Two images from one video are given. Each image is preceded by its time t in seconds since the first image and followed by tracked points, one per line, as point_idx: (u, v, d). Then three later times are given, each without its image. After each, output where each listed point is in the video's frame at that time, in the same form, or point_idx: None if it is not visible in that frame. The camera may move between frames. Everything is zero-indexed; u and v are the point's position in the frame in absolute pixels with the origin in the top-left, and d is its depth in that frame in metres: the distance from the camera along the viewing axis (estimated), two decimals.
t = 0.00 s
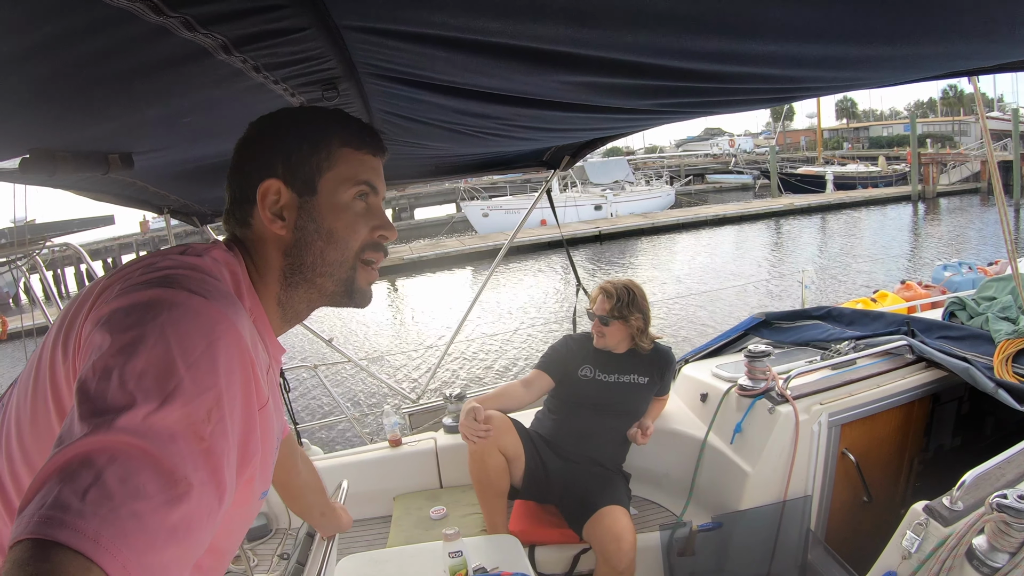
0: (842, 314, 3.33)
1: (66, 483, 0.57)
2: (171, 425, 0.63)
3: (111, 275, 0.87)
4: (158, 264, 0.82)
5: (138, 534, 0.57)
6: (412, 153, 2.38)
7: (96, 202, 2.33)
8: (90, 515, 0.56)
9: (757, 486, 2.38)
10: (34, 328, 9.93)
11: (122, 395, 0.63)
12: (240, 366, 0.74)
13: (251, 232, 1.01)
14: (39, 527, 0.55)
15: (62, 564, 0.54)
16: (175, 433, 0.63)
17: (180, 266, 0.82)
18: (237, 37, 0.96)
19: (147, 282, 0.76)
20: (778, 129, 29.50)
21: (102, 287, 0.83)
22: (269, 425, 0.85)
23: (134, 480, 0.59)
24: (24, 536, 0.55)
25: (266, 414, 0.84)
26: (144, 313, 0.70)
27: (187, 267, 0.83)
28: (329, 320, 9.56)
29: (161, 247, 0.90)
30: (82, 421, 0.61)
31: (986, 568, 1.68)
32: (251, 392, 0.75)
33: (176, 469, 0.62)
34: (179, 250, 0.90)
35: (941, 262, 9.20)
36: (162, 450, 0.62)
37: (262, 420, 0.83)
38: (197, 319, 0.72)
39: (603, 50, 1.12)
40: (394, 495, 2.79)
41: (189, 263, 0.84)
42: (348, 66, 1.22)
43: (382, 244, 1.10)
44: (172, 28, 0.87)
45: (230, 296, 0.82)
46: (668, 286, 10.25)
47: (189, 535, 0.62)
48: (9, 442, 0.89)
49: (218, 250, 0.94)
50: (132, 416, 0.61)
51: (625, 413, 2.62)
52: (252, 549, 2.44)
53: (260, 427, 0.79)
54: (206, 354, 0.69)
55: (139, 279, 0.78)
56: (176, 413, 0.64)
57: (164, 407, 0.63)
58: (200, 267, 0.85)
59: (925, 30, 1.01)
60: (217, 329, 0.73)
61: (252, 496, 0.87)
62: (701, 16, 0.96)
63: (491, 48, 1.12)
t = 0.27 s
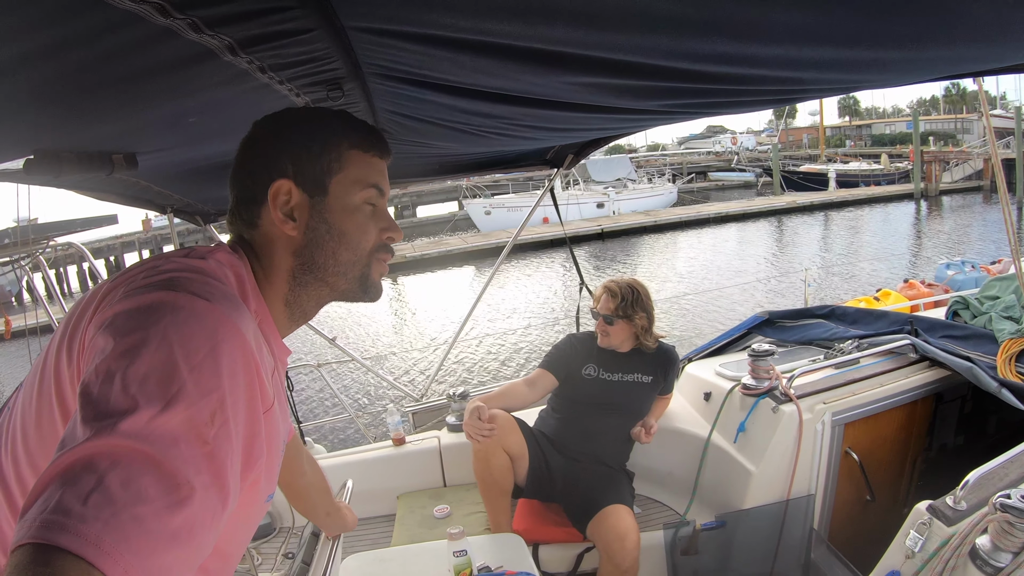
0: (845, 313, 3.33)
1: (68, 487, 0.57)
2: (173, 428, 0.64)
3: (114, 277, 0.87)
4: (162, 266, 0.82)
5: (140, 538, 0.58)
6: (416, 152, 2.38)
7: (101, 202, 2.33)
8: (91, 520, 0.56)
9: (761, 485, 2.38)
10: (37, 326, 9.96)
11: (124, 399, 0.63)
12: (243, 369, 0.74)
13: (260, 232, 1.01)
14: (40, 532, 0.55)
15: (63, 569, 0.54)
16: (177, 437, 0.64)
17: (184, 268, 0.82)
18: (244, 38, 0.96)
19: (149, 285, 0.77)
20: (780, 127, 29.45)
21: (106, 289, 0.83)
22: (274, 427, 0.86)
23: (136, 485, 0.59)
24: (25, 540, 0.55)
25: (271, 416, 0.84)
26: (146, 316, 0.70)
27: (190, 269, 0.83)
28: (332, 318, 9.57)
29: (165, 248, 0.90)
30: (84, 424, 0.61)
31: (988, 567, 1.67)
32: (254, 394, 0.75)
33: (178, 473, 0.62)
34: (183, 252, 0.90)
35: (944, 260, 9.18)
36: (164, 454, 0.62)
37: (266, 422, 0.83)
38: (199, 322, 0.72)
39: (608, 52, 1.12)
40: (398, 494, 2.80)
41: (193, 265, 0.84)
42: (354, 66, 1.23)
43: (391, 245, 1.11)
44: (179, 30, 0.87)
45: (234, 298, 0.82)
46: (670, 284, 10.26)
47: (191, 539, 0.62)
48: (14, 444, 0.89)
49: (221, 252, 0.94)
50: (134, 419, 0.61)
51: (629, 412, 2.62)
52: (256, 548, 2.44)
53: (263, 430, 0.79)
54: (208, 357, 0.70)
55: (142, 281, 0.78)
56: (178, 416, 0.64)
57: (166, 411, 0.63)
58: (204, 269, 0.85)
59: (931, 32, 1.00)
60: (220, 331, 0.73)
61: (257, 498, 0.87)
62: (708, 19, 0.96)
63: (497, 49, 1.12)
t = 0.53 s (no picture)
0: (847, 309, 3.33)
1: (72, 480, 0.57)
2: (178, 422, 0.64)
3: (119, 272, 0.87)
4: (167, 262, 0.82)
5: (143, 531, 0.58)
6: (418, 149, 2.39)
7: (103, 199, 2.34)
8: (95, 513, 0.56)
9: (763, 481, 2.38)
10: (39, 325, 9.97)
11: (129, 392, 0.63)
12: (248, 364, 0.75)
13: (305, 236, 0.97)
14: (45, 524, 0.55)
15: (67, 562, 0.54)
16: (181, 431, 0.64)
17: (190, 263, 0.83)
18: (250, 32, 0.97)
19: (155, 280, 0.77)
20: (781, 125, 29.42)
21: (112, 284, 0.84)
22: (278, 423, 0.86)
23: (140, 478, 0.59)
24: (30, 532, 0.55)
25: (275, 412, 0.84)
26: (152, 310, 0.70)
27: (196, 265, 0.83)
28: (333, 316, 9.57)
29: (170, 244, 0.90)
30: (89, 418, 0.61)
31: (990, 562, 1.68)
32: (259, 390, 0.76)
33: (181, 467, 0.62)
34: (190, 247, 0.90)
35: (944, 257, 9.18)
36: (168, 448, 0.62)
37: (271, 418, 0.83)
38: (205, 317, 0.72)
39: (612, 46, 1.12)
40: (401, 491, 2.80)
41: (199, 260, 0.84)
42: (359, 61, 1.23)
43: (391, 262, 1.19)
44: (186, 23, 0.87)
45: (239, 293, 0.82)
46: (671, 282, 10.26)
47: (194, 534, 0.62)
48: (19, 437, 0.90)
49: (228, 248, 0.92)
50: (139, 413, 0.61)
51: (631, 408, 2.62)
52: (258, 545, 2.45)
53: (268, 426, 0.79)
54: (214, 352, 0.70)
55: (148, 276, 0.79)
56: (183, 411, 0.65)
57: (171, 405, 0.64)
58: (209, 263, 0.86)
59: (934, 26, 1.01)
60: (225, 327, 0.73)
61: (260, 495, 0.87)
62: (712, 12, 0.96)
63: (501, 43, 1.12)
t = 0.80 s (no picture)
0: (847, 308, 3.33)
1: (67, 483, 0.57)
2: (173, 424, 0.64)
3: (114, 273, 0.87)
4: (161, 263, 0.82)
5: (139, 534, 0.57)
6: (418, 148, 2.38)
7: (102, 199, 2.33)
8: (90, 516, 0.55)
9: (764, 480, 2.38)
10: (38, 325, 9.96)
11: (124, 395, 0.63)
12: (244, 366, 0.74)
13: (300, 238, 0.97)
14: (39, 528, 0.55)
15: (62, 566, 0.54)
16: (177, 433, 0.64)
17: (185, 264, 0.82)
18: (250, 31, 0.96)
19: (149, 281, 0.77)
20: (781, 124, 29.40)
21: (106, 285, 0.83)
22: (275, 424, 0.85)
23: (135, 480, 0.59)
24: (24, 536, 0.55)
25: (272, 413, 0.84)
26: (147, 312, 0.70)
27: (190, 266, 0.83)
28: (333, 316, 9.57)
29: (166, 245, 0.89)
30: (84, 420, 0.61)
31: (992, 561, 1.68)
32: (255, 391, 0.75)
33: (177, 470, 0.62)
34: (184, 249, 0.89)
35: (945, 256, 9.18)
36: (164, 450, 0.62)
37: (268, 419, 0.83)
38: (200, 318, 0.72)
39: (615, 45, 1.12)
40: (402, 490, 2.80)
41: (194, 261, 0.84)
42: (359, 60, 1.23)
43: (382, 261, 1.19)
44: (186, 23, 0.86)
45: (235, 295, 0.82)
46: (671, 280, 10.26)
47: (190, 536, 0.62)
48: (14, 440, 0.89)
49: (222, 250, 0.92)
50: (134, 415, 0.61)
51: (632, 408, 2.62)
52: (259, 545, 2.45)
53: (264, 427, 0.79)
54: (209, 354, 0.70)
55: (142, 278, 0.78)
56: (178, 412, 0.64)
57: (166, 406, 0.63)
58: (205, 264, 0.85)
59: (938, 26, 1.01)
60: (221, 328, 0.73)
61: (258, 497, 0.87)
62: (714, 11, 0.96)
63: (502, 42, 1.12)
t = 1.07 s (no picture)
0: (848, 307, 3.32)
1: (68, 483, 0.57)
2: (174, 424, 0.64)
3: (114, 273, 0.87)
4: (162, 262, 0.82)
5: (140, 533, 0.57)
6: (419, 148, 2.38)
7: (103, 199, 2.33)
8: (92, 516, 0.55)
9: (765, 479, 2.38)
10: (39, 325, 9.97)
11: (125, 394, 0.63)
12: (245, 364, 0.74)
13: (298, 237, 0.97)
14: (41, 527, 0.55)
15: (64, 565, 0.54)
16: (178, 432, 0.64)
17: (186, 263, 0.82)
18: (250, 31, 0.96)
19: (150, 280, 0.76)
20: (782, 122, 29.37)
21: (107, 285, 0.83)
22: (277, 423, 0.85)
23: (137, 479, 0.59)
24: (26, 536, 0.55)
25: (273, 412, 0.84)
26: (147, 311, 0.70)
27: (191, 265, 0.82)
28: (334, 315, 9.57)
29: (167, 245, 0.89)
30: (84, 420, 0.61)
31: (993, 561, 1.68)
32: (256, 389, 0.75)
33: (178, 469, 0.62)
34: (184, 248, 0.89)
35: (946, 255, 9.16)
36: (165, 449, 0.62)
37: (269, 418, 0.83)
38: (200, 317, 0.72)
39: (616, 45, 1.12)
40: (403, 490, 2.81)
41: (194, 260, 0.84)
42: (359, 60, 1.22)
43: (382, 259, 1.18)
44: (186, 23, 0.86)
45: (235, 294, 0.82)
46: (672, 279, 10.25)
47: (192, 535, 0.62)
48: (16, 440, 0.89)
49: (222, 249, 0.91)
50: (135, 414, 0.61)
51: (633, 407, 2.62)
52: (260, 545, 2.45)
53: (265, 426, 0.79)
54: (209, 353, 0.70)
55: (143, 277, 0.78)
56: (179, 411, 0.64)
57: (167, 405, 0.63)
58: (205, 264, 0.85)
59: (940, 25, 1.00)
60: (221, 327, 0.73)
61: (260, 495, 0.87)
62: (715, 11, 0.96)
63: (502, 42, 1.12)
